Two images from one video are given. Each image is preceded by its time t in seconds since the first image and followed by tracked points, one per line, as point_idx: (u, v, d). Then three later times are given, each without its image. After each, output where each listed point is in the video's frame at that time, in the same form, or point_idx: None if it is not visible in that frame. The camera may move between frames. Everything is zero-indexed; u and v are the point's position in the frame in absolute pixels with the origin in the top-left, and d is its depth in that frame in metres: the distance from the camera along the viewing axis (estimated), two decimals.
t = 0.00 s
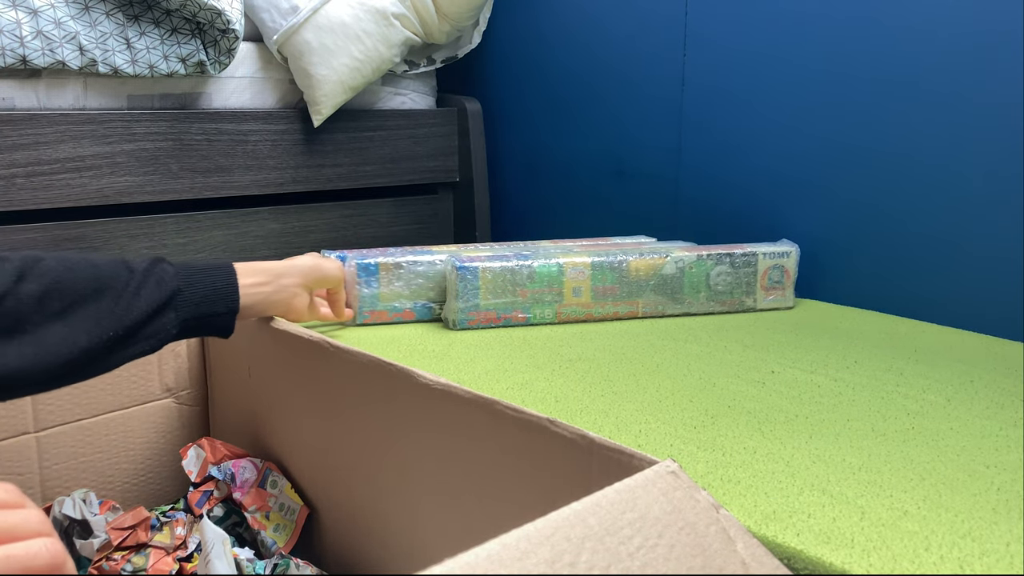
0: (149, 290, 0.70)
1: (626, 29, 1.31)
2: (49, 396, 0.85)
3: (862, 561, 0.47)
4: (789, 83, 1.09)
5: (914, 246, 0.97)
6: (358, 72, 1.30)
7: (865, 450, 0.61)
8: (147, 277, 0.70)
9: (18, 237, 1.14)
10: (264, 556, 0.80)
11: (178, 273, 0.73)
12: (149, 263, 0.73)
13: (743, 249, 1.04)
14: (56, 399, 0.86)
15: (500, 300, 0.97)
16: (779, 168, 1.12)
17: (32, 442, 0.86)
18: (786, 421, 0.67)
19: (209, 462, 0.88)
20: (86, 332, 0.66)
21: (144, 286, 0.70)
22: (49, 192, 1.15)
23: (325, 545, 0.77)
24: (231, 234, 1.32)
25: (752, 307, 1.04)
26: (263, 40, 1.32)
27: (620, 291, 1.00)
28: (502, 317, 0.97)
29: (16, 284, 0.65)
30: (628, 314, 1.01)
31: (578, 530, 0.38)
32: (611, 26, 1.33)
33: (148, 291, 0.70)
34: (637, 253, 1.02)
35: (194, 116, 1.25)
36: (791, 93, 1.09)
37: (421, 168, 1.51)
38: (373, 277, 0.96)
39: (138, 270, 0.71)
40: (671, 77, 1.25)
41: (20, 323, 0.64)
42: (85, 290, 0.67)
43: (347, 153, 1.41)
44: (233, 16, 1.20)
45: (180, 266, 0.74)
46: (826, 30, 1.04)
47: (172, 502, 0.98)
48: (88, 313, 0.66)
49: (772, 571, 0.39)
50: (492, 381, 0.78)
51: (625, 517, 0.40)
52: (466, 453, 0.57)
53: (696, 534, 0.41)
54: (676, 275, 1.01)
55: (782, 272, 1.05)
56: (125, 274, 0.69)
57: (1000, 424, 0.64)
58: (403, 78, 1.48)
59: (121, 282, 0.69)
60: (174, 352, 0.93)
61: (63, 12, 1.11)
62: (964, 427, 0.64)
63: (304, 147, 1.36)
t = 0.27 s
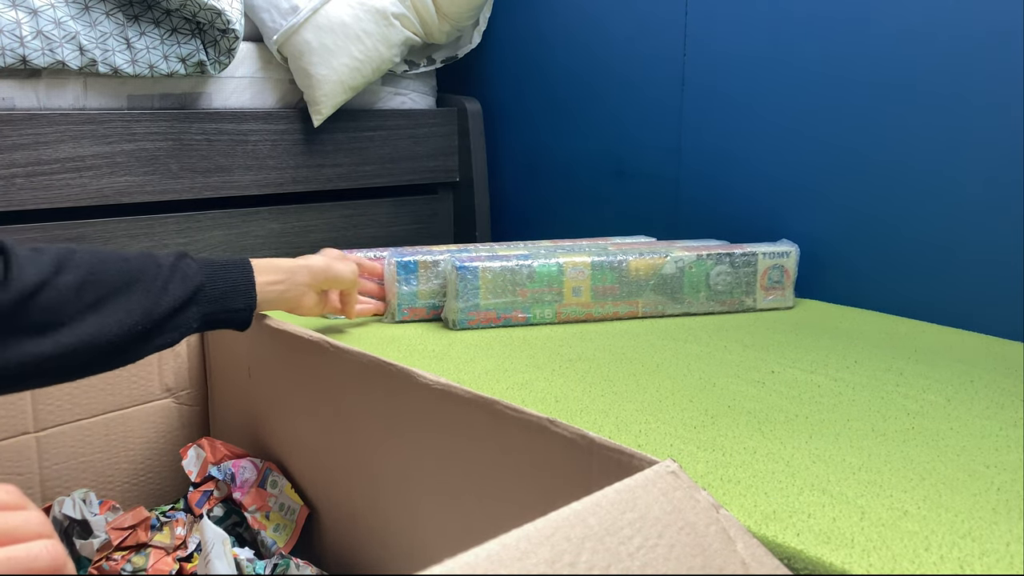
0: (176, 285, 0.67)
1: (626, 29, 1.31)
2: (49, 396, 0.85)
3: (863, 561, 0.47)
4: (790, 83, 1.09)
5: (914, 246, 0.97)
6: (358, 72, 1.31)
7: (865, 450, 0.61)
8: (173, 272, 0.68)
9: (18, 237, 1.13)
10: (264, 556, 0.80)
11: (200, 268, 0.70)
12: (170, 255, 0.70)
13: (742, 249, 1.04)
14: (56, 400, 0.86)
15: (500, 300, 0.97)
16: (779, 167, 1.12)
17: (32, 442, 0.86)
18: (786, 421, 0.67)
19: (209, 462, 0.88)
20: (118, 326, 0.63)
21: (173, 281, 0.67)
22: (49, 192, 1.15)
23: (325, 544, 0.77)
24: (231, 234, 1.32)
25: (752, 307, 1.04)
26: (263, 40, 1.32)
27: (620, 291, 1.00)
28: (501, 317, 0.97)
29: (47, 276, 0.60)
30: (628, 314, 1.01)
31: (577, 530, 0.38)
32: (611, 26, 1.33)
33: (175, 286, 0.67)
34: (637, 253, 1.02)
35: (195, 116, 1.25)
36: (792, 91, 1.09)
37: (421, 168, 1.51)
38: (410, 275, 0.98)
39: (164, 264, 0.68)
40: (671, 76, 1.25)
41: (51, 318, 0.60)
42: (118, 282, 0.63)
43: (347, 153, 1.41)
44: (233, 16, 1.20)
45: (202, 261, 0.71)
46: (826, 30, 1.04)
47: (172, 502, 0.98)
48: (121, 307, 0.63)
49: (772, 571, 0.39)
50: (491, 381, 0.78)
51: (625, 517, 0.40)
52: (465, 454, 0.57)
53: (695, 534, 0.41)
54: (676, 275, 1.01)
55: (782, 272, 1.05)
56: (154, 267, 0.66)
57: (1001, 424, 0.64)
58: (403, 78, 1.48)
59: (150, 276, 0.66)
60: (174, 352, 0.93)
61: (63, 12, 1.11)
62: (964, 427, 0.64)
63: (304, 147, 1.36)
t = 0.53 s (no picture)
0: (162, 274, 0.67)
1: (626, 29, 1.31)
2: (49, 396, 0.85)
3: (862, 561, 0.47)
4: (790, 83, 1.09)
5: (914, 246, 0.97)
6: (358, 72, 1.31)
7: (865, 450, 0.62)
8: (160, 261, 0.67)
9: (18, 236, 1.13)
10: (264, 556, 0.80)
11: (183, 255, 0.69)
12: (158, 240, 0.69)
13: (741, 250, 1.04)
14: (56, 400, 0.86)
15: (500, 300, 0.97)
16: (779, 167, 1.12)
17: (32, 442, 0.86)
18: (786, 421, 0.67)
19: (209, 462, 0.88)
20: (101, 314, 0.63)
21: (160, 269, 0.67)
22: (49, 192, 1.15)
23: (326, 543, 0.77)
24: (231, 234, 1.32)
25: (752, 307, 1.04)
26: (263, 40, 1.33)
27: (620, 291, 1.00)
28: (501, 317, 0.97)
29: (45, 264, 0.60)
30: (629, 314, 1.01)
31: (578, 530, 0.38)
32: (611, 26, 1.33)
33: (162, 274, 0.67)
34: (637, 253, 1.02)
35: (195, 116, 1.25)
36: (792, 91, 1.09)
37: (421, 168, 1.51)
38: (410, 275, 0.98)
39: (153, 251, 0.67)
40: (672, 76, 1.25)
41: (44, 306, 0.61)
42: (109, 270, 0.64)
43: (347, 153, 1.41)
44: (233, 16, 1.20)
45: (188, 247, 0.71)
46: (826, 30, 1.04)
47: (172, 502, 0.98)
48: (111, 293, 0.64)
49: (772, 572, 0.39)
50: (491, 381, 0.78)
51: (625, 517, 0.40)
52: (465, 455, 0.57)
53: (695, 534, 0.41)
54: (676, 274, 1.01)
55: (781, 272, 1.05)
56: (144, 255, 0.66)
57: (1001, 424, 0.64)
58: (403, 78, 1.48)
59: (139, 264, 0.66)
60: (174, 352, 0.93)
61: (63, 12, 1.11)
62: (964, 427, 0.64)
63: (305, 147, 1.36)
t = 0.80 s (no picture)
0: (141, 276, 0.68)
1: (625, 29, 1.31)
2: (49, 396, 0.86)
3: (862, 561, 0.47)
4: (790, 83, 1.09)
5: (914, 245, 0.98)
6: (358, 72, 1.31)
7: (865, 450, 0.62)
8: (141, 262, 0.68)
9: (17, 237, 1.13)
10: (264, 556, 0.80)
11: (163, 256, 0.71)
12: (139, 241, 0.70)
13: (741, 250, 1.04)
14: (56, 400, 0.86)
15: (500, 300, 0.97)
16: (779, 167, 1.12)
17: (32, 442, 0.86)
18: (786, 421, 0.67)
19: (209, 462, 0.87)
20: (83, 317, 0.64)
21: (140, 271, 0.68)
22: (49, 192, 1.15)
23: (326, 544, 0.77)
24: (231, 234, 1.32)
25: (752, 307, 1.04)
26: (263, 40, 1.33)
27: (619, 291, 1.00)
28: (501, 317, 0.97)
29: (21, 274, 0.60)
30: (629, 314, 1.01)
31: (578, 530, 0.38)
32: (611, 25, 1.33)
33: (141, 276, 0.68)
34: (637, 253, 1.02)
35: (195, 116, 1.25)
36: (792, 91, 1.09)
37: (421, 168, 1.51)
38: (410, 275, 0.98)
39: (133, 252, 0.68)
40: (671, 76, 1.25)
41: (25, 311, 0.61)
42: (91, 272, 0.65)
43: (347, 153, 1.41)
44: (233, 16, 1.20)
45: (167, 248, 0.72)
46: (825, 30, 1.04)
47: (172, 502, 0.98)
48: (93, 296, 0.65)
49: (772, 571, 0.39)
50: (491, 381, 0.78)
51: (625, 517, 0.40)
52: (465, 455, 0.57)
53: (694, 534, 0.41)
54: (676, 274, 1.01)
55: (781, 272, 1.05)
56: (125, 256, 0.67)
57: (1000, 425, 0.64)
58: (403, 78, 1.48)
59: (120, 266, 0.67)
60: (174, 352, 0.93)
61: (63, 12, 1.11)
62: (964, 427, 0.64)
63: (305, 147, 1.36)
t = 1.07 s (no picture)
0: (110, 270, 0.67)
1: (626, 29, 1.31)
2: (48, 396, 0.86)
3: (862, 561, 0.47)
4: (790, 83, 1.09)
5: (914, 245, 0.98)
6: (358, 72, 1.31)
7: (865, 450, 0.62)
8: (109, 257, 0.67)
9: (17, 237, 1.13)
10: (264, 556, 0.80)
11: (136, 249, 0.70)
12: (109, 233, 0.69)
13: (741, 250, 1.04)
14: (56, 399, 0.86)
15: (500, 300, 0.97)
16: (779, 167, 1.12)
17: (32, 441, 0.86)
18: (786, 421, 0.67)
19: (209, 462, 0.88)
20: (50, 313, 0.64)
21: (109, 267, 0.67)
22: (49, 192, 1.15)
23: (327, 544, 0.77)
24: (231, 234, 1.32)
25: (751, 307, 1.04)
26: (263, 40, 1.33)
27: (619, 291, 1.00)
28: (501, 317, 0.97)
29: None
30: (629, 314, 1.01)
31: (577, 530, 0.38)
32: (611, 25, 1.33)
33: (108, 271, 0.67)
34: (638, 253, 1.02)
35: (195, 116, 1.25)
36: (792, 91, 1.09)
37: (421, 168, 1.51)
38: (409, 276, 0.98)
39: (93, 247, 0.66)
40: (672, 76, 1.25)
41: None
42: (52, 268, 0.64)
43: (347, 153, 1.41)
44: (234, 16, 1.20)
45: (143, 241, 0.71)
46: (825, 30, 1.04)
47: (172, 502, 0.98)
48: (55, 291, 0.64)
49: (772, 571, 0.39)
50: (491, 381, 0.78)
51: (625, 517, 0.40)
52: (465, 455, 0.57)
53: (695, 533, 0.41)
54: (676, 274, 1.01)
55: (781, 272, 1.05)
56: (88, 251, 0.66)
57: (1000, 425, 0.64)
58: (403, 78, 1.48)
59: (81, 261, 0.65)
60: (174, 352, 0.93)
61: (63, 12, 1.11)
62: (964, 427, 0.64)
63: (305, 147, 1.37)
